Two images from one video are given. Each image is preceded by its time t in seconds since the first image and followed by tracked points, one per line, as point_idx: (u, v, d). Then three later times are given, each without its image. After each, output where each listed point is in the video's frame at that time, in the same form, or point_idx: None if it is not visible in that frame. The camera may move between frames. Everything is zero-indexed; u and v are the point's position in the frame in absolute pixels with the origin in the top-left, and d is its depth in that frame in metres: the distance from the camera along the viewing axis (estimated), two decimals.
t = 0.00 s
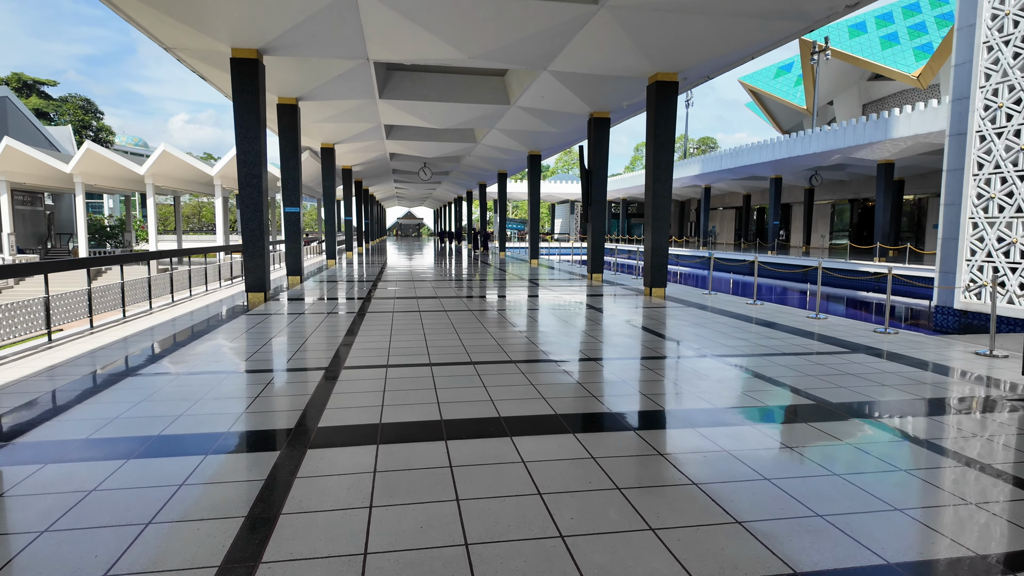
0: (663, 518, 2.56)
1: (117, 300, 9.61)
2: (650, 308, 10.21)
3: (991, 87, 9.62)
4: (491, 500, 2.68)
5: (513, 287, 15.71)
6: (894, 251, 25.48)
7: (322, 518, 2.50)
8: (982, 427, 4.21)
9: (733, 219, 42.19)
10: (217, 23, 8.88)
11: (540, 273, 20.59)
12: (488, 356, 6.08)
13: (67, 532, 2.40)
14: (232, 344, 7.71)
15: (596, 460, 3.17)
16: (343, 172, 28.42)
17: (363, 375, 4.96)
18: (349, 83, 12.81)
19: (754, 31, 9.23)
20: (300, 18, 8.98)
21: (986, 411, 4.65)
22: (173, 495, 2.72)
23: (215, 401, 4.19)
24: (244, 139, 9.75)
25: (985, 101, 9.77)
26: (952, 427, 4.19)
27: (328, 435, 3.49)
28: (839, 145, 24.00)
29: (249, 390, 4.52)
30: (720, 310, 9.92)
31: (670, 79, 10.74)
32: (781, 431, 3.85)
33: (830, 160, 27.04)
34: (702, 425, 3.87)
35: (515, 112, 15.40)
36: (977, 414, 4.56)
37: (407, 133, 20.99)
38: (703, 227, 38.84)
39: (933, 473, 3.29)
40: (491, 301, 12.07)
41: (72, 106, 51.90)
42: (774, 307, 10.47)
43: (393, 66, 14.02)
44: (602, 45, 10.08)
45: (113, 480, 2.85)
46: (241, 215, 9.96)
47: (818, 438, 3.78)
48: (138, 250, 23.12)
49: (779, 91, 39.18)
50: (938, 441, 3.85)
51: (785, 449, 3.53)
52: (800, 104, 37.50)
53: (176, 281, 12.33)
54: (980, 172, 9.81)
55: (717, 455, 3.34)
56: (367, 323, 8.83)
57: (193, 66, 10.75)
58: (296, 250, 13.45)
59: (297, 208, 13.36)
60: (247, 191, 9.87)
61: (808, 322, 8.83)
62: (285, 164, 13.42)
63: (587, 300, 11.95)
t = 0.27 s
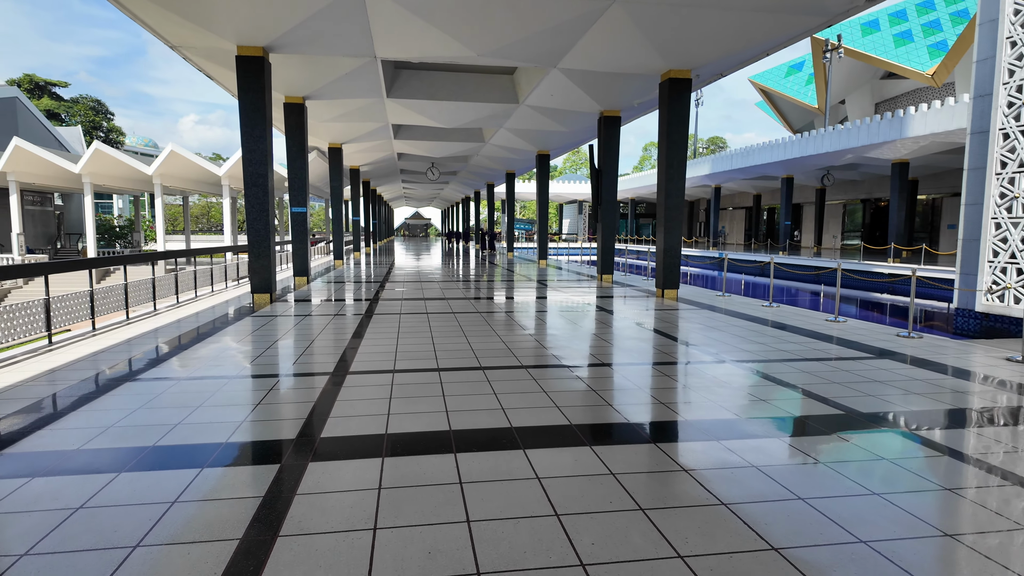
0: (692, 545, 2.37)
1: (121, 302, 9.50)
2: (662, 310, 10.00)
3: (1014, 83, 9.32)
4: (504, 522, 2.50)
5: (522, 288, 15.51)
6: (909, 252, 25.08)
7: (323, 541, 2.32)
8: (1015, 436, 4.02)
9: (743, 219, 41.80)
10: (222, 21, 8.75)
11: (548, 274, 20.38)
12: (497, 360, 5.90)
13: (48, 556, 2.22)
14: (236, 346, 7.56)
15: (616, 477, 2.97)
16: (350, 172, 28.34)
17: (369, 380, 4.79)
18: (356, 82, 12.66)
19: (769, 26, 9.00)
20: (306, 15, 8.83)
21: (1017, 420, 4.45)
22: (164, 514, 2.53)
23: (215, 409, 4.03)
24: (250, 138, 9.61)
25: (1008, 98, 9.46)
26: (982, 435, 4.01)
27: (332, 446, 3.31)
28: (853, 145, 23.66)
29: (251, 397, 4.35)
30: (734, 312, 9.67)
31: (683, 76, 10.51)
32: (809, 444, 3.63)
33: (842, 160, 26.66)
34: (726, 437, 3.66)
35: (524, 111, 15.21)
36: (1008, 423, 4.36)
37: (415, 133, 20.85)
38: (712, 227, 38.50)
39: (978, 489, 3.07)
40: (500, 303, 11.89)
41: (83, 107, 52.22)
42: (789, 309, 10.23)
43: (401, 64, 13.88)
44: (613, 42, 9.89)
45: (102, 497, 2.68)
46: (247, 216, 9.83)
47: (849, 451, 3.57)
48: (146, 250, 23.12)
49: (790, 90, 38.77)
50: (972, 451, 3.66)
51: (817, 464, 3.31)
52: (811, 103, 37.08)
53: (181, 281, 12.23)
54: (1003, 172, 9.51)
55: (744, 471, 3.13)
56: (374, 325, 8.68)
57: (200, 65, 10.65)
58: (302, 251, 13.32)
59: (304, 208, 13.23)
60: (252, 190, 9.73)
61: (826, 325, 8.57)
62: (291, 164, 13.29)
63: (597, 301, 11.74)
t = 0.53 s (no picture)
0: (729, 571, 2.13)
1: (125, 302, 9.29)
2: (675, 312, 9.77)
3: None
4: (522, 543, 2.29)
5: (531, 289, 15.30)
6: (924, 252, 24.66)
7: (326, 565, 2.13)
8: None
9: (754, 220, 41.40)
10: (229, 17, 8.61)
11: (557, 274, 20.18)
12: (509, 364, 5.72)
13: None
14: (243, 347, 7.39)
15: (640, 494, 2.75)
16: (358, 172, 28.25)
17: (377, 384, 4.62)
18: (365, 80, 12.52)
19: (787, 21, 8.78)
20: (313, 12, 8.68)
21: None
22: (157, 532, 2.36)
23: (217, 415, 3.87)
24: (257, 136, 9.48)
25: None
26: None
27: (337, 457, 3.13)
28: (867, 144, 23.30)
29: (253, 402, 4.17)
30: (750, 314, 9.43)
31: (698, 73, 10.28)
32: (845, 456, 3.38)
33: (856, 159, 26.28)
34: (756, 448, 3.42)
35: (534, 109, 15.02)
36: None
37: (423, 132, 20.71)
38: (722, 228, 38.16)
39: None
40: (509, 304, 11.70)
41: (95, 108, 52.55)
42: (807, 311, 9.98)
43: (410, 63, 13.74)
44: (626, 38, 9.69)
45: (93, 512, 2.52)
46: (254, 215, 9.69)
47: (890, 463, 3.31)
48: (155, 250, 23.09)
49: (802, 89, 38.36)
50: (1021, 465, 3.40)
51: (856, 478, 3.07)
52: (823, 102, 36.67)
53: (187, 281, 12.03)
54: None
55: (777, 487, 2.88)
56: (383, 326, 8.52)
57: (207, 63, 10.55)
58: (310, 251, 13.17)
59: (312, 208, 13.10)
60: (259, 189, 9.60)
61: (846, 328, 8.32)
62: (299, 163, 13.18)
63: (608, 303, 11.52)
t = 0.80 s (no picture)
0: None
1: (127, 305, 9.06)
2: (686, 316, 9.57)
3: None
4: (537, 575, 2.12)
5: (537, 291, 15.11)
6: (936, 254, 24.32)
7: None
8: None
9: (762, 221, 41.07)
10: (233, 16, 8.48)
11: (564, 276, 19.98)
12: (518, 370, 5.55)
13: None
14: (247, 352, 7.23)
15: (664, 518, 2.56)
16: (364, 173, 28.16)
17: (383, 393, 4.47)
18: (371, 80, 12.39)
19: (802, 19, 8.57)
20: (319, 10, 8.55)
21: None
22: (146, 558, 2.21)
23: (216, 426, 3.72)
24: (262, 136, 9.35)
25: None
26: None
27: (340, 474, 2.96)
28: (878, 144, 22.99)
29: (253, 413, 4.00)
30: (764, 318, 9.22)
31: (710, 71, 10.08)
32: (879, 474, 3.17)
33: (867, 160, 25.96)
34: (783, 465, 3.23)
35: (541, 109, 14.86)
36: None
37: (429, 133, 20.58)
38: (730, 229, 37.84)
39: None
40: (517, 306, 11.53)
41: (103, 110, 52.75)
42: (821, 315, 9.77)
43: (416, 62, 13.61)
44: (636, 36, 9.52)
45: (79, 536, 2.37)
46: (259, 217, 9.55)
47: (927, 483, 3.09)
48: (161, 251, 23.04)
49: (811, 89, 38.01)
50: None
51: (892, 499, 2.86)
52: (832, 102, 36.35)
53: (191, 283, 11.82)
54: None
55: (809, 511, 2.68)
56: (389, 330, 8.38)
57: (211, 62, 10.46)
58: (315, 252, 13.02)
59: (317, 209, 12.97)
60: (263, 190, 9.47)
61: (862, 333, 8.10)
62: (305, 164, 13.06)
63: (616, 306, 11.33)
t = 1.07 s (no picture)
0: None
1: (125, 307, 8.86)
2: (695, 317, 9.38)
3: None
4: None
5: (541, 292, 14.95)
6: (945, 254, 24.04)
7: None
8: None
9: (768, 221, 40.81)
10: (234, 12, 8.32)
11: (568, 276, 19.82)
12: (524, 374, 5.37)
13: None
14: (247, 354, 7.05)
15: (686, 538, 2.38)
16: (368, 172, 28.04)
17: (384, 398, 4.29)
18: (375, 78, 12.23)
19: (815, 14, 8.37)
20: (321, 7, 8.39)
21: None
22: None
23: (210, 434, 3.55)
24: (263, 135, 9.20)
25: None
26: None
27: (337, 487, 2.79)
28: (888, 143, 22.71)
29: (247, 419, 3.83)
30: (775, 320, 9.01)
31: (721, 67, 9.86)
32: (914, 487, 2.97)
33: (875, 159, 25.69)
34: (809, 477, 3.03)
35: (547, 108, 14.68)
36: None
37: (433, 132, 20.44)
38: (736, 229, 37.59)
39: None
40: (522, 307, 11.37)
41: (108, 110, 52.80)
42: (833, 316, 9.57)
43: (420, 60, 13.45)
44: (645, 32, 9.33)
45: (53, 558, 2.19)
46: (260, 216, 9.40)
47: (966, 498, 2.89)
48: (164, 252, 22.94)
49: (817, 88, 37.71)
50: None
51: (930, 517, 2.65)
52: (839, 101, 36.08)
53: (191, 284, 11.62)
54: None
55: (842, 530, 2.49)
56: (393, 331, 8.22)
57: (213, 60, 10.32)
58: (318, 253, 12.88)
59: (320, 208, 12.81)
60: (265, 189, 9.31)
61: (876, 335, 7.90)
62: (307, 163, 12.91)
63: (622, 306, 11.14)
